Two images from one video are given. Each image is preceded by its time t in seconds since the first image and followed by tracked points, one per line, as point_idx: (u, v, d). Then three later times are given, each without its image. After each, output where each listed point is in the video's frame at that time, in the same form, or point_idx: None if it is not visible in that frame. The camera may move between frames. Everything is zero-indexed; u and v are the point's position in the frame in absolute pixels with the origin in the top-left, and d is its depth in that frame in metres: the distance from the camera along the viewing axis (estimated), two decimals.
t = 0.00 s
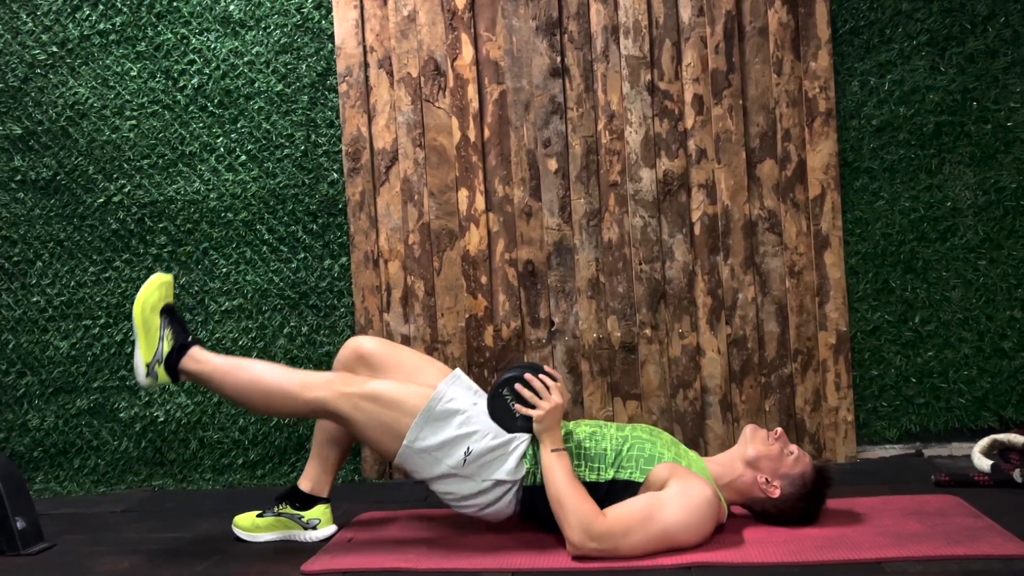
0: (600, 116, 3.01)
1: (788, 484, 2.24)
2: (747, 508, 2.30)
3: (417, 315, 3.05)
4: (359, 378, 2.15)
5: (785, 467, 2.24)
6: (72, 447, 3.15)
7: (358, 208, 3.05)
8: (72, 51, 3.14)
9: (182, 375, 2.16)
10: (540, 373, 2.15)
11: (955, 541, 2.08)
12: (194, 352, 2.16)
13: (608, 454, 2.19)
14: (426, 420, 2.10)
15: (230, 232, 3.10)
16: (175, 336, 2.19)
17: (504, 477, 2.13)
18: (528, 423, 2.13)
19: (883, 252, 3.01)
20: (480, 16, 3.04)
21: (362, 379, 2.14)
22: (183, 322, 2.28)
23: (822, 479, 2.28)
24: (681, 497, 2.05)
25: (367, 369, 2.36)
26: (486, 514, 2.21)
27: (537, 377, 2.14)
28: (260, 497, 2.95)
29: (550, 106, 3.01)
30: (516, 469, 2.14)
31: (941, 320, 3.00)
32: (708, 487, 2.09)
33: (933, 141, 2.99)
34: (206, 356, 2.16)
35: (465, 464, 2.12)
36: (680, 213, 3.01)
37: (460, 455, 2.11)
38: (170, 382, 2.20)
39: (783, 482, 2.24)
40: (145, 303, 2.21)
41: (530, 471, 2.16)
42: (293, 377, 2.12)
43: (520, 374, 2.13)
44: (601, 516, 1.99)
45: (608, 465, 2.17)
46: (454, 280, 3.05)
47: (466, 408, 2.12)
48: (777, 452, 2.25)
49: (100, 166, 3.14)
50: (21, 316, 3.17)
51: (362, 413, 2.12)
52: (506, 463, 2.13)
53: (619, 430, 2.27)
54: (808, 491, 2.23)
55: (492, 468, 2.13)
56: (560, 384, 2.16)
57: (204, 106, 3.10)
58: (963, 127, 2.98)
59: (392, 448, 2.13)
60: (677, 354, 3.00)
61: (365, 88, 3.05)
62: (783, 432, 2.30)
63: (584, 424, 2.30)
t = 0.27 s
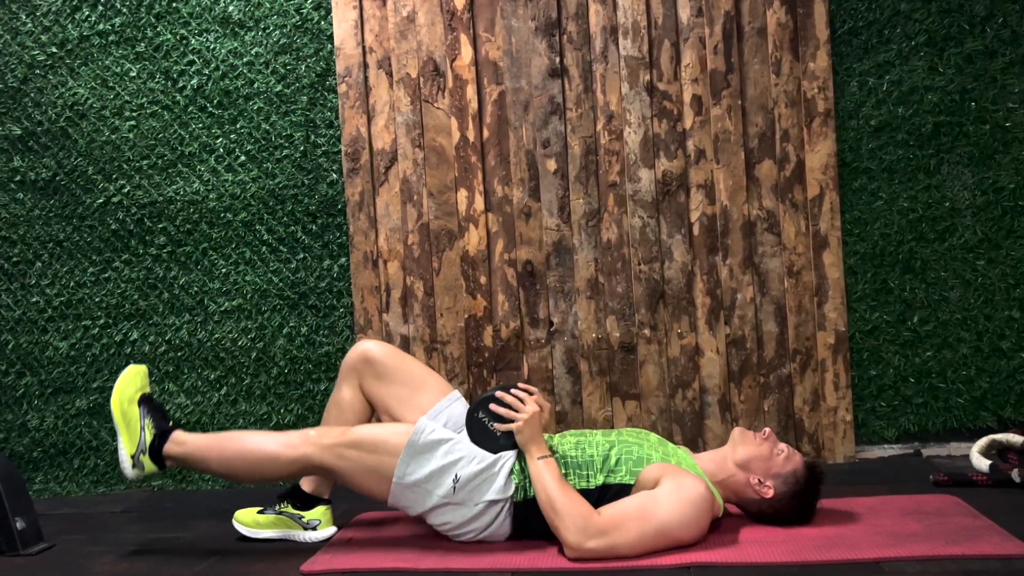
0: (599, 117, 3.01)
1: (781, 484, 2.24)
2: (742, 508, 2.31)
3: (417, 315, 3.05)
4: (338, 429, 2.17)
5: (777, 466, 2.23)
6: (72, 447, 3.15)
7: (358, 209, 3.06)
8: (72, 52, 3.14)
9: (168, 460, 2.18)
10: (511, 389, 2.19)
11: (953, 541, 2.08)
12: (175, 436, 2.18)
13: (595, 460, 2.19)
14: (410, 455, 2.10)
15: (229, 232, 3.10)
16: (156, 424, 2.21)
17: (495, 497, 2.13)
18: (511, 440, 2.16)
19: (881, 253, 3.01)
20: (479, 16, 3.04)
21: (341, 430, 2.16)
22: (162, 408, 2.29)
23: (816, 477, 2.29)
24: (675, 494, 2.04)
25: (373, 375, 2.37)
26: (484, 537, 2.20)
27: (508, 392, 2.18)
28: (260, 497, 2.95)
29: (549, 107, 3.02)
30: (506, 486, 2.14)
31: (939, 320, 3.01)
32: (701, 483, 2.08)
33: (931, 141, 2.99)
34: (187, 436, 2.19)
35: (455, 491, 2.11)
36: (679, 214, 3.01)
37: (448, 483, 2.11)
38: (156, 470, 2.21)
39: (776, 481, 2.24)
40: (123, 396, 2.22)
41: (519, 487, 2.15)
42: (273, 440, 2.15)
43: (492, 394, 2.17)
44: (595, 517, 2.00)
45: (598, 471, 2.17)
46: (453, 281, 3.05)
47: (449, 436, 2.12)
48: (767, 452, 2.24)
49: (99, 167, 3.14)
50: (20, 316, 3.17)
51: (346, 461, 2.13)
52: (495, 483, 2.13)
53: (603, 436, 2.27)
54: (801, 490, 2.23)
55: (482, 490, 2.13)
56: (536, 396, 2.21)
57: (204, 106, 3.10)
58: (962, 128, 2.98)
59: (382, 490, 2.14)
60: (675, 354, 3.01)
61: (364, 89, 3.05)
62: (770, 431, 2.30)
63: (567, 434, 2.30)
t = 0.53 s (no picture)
0: (598, 117, 3.01)
1: (777, 484, 2.24)
2: (739, 509, 2.31)
3: (416, 315, 3.05)
4: (330, 458, 2.18)
5: (773, 466, 2.24)
6: (71, 448, 3.15)
7: (357, 209, 3.06)
8: (70, 52, 3.14)
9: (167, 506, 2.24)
10: (499, 398, 2.21)
11: (952, 541, 2.08)
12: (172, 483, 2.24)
13: (592, 463, 2.19)
14: (402, 476, 2.11)
15: (228, 232, 3.10)
16: (149, 472, 2.32)
17: (490, 508, 2.13)
18: (502, 449, 2.16)
19: (880, 253, 3.01)
20: (478, 17, 3.04)
21: (334, 458, 2.17)
22: (157, 459, 2.42)
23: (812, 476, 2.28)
24: (672, 493, 2.04)
25: (380, 380, 2.39)
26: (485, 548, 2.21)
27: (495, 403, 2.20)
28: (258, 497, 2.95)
29: (548, 107, 3.02)
30: (500, 497, 2.14)
31: (938, 320, 3.01)
32: (699, 481, 2.08)
33: (930, 141, 2.99)
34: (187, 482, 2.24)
35: (451, 506, 2.12)
36: (678, 214, 3.01)
37: (443, 499, 2.11)
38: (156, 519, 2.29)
39: (772, 481, 2.24)
40: (115, 450, 2.37)
41: (514, 497, 2.15)
42: (267, 476, 2.18)
43: (480, 406, 2.20)
44: (592, 518, 2.00)
45: (595, 473, 2.17)
46: (452, 281, 3.05)
47: (439, 452, 2.13)
48: (763, 452, 2.25)
49: (98, 167, 3.14)
50: (19, 317, 3.17)
51: (340, 488, 2.13)
52: (489, 494, 2.13)
53: (598, 439, 2.27)
54: (797, 489, 2.23)
55: (477, 503, 2.13)
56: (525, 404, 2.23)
57: (203, 107, 3.10)
58: (961, 128, 2.99)
59: (380, 515, 2.14)
60: (675, 354, 3.01)
61: (363, 89, 3.05)
62: (766, 431, 2.31)
63: (561, 438, 2.29)
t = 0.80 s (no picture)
0: (597, 117, 3.01)
1: (773, 483, 2.24)
2: (736, 509, 2.31)
3: (415, 316, 3.05)
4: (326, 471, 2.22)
5: (768, 466, 2.23)
6: (70, 449, 3.15)
7: (356, 209, 3.05)
8: (69, 53, 3.14)
9: (167, 531, 2.30)
10: (494, 401, 2.20)
11: (951, 541, 2.08)
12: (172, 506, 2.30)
13: (590, 463, 2.18)
14: (398, 484, 2.13)
15: (228, 233, 3.10)
16: (147, 498, 2.33)
17: (487, 511, 2.12)
18: (497, 452, 2.16)
19: (880, 253, 3.01)
20: (477, 17, 3.04)
21: (328, 471, 2.21)
22: (153, 481, 2.41)
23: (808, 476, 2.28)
24: (669, 492, 2.04)
25: (379, 381, 2.39)
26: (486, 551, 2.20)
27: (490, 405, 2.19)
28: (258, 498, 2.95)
29: (547, 108, 3.02)
30: (497, 500, 2.13)
31: (938, 320, 3.01)
32: (696, 479, 2.08)
33: (930, 141, 2.99)
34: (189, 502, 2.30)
35: (448, 512, 2.13)
36: (678, 214, 3.01)
37: (440, 504, 2.12)
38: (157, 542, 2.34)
39: (768, 481, 2.24)
40: (111, 476, 2.36)
41: (511, 498, 2.15)
42: (266, 493, 2.23)
43: (476, 409, 2.20)
44: (591, 518, 2.00)
45: (592, 473, 2.17)
46: (451, 281, 3.05)
47: (434, 459, 2.14)
48: (758, 452, 2.24)
49: (97, 168, 3.14)
50: (18, 318, 3.17)
51: (336, 501, 2.17)
52: (485, 497, 2.13)
53: (596, 439, 2.26)
54: (793, 489, 2.23)
55: (474, 506, 2.13)
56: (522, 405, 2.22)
57: (202, 107, 3.10)
58: (960, 128, 2.99)
59: (379, 523, 2.17)
60: (674, 354, 3.01)
61: (362, 90, 3.05)
62: (761, 431, 2.30)
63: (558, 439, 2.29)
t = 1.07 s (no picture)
0: (597, 118, 3.01)
1: (779, 483, 2.24)
2: (740, 508, 2.31)
3: (415, 317, 3.06)
4: (334, 441, 2.20)
5: (776, 465, 2.24)
6: (70, 450, 3.15)
7: (356, 210, 3.06)
8: (69, 54, 3.14)
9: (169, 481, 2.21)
10: (509, 389, 2.20)
11: (952, 542, 2.09)
12: (174, 459, 2.21)
13: (600, 460, 2.18)
14: (407, 465, 2.13)
15: (227, 234, 3.10)
16: (156, 447, 2.24)
17: (494, 500, 2.14)
18: (507, 441, 2.17)
19: (879, 253, 3.02)
20: (477, 18, 3.04)
21: (338, 442, 2.19)
22: (162, 429, 2.31)
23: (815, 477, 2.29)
24: (674, 496, 2.04)
25: (372, 378, 2.38)
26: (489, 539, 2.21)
27: (504, 394, 2.18)
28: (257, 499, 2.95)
29: (547, 109, 3.02)
30: (504, 489, 2.15)
31: (937, 321, 3.01)
32: (702, 484, 2.08)
33: (929, 142, 3.00)
34: (188, 457, 2.21)
35: (455, 497, 2.13)
36: (677, 215, 3.01)
37: (447, 489, 2.13)
38: (157, 491, 2.24)
39: (774, 480, 2.24)
40: (124, 419, 2.24)
41: (519, 489, 2.16)
42: (270, 456, 2.19)
43: (490, 396, 2.19)
44: (595, 518, 2.00)
45: (600, 471, 2.17)
46: (451, 282, 3.05)
47: (444, 443, 2.15)
48: (767, 451, 2.25)
49: (97, 169, 3.14)
50: (18, 319, 3.17)
51: (344, 474, 2.17)
52: (494, 486, 2.14)
53: (607, 435, 2.26)
54: (799, 490, 2.23)
55: (482, 493, 2.14)
56: (533, 396, 2.20)
57: (202, 108, 3.10)
58: (959, 129, 2.99)
59: (384, 501, 2.18)
60: (674, 355, 3.01)
61: (362, 91, 3.05)
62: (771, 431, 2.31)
63: (569, 431, 2.28)
